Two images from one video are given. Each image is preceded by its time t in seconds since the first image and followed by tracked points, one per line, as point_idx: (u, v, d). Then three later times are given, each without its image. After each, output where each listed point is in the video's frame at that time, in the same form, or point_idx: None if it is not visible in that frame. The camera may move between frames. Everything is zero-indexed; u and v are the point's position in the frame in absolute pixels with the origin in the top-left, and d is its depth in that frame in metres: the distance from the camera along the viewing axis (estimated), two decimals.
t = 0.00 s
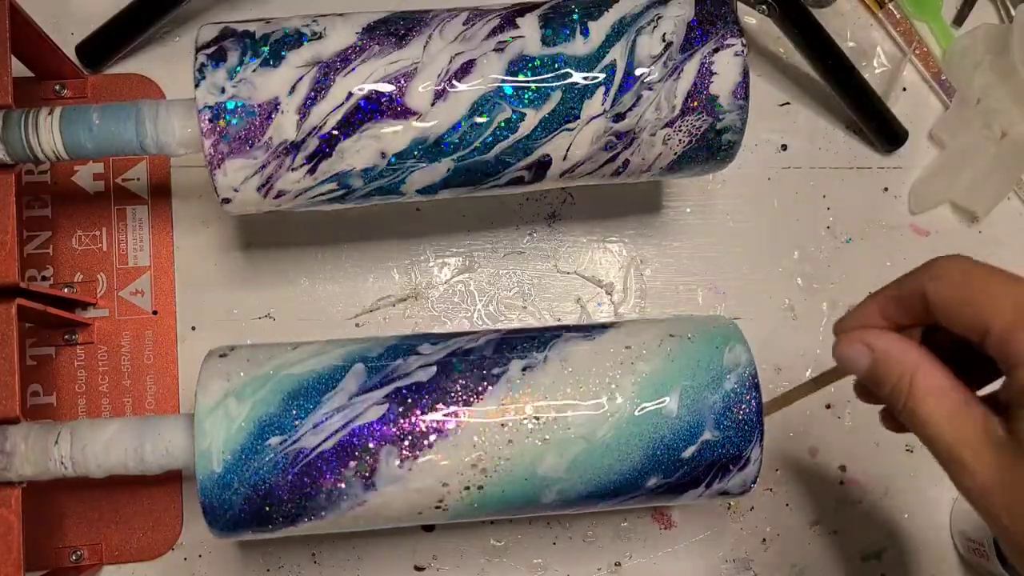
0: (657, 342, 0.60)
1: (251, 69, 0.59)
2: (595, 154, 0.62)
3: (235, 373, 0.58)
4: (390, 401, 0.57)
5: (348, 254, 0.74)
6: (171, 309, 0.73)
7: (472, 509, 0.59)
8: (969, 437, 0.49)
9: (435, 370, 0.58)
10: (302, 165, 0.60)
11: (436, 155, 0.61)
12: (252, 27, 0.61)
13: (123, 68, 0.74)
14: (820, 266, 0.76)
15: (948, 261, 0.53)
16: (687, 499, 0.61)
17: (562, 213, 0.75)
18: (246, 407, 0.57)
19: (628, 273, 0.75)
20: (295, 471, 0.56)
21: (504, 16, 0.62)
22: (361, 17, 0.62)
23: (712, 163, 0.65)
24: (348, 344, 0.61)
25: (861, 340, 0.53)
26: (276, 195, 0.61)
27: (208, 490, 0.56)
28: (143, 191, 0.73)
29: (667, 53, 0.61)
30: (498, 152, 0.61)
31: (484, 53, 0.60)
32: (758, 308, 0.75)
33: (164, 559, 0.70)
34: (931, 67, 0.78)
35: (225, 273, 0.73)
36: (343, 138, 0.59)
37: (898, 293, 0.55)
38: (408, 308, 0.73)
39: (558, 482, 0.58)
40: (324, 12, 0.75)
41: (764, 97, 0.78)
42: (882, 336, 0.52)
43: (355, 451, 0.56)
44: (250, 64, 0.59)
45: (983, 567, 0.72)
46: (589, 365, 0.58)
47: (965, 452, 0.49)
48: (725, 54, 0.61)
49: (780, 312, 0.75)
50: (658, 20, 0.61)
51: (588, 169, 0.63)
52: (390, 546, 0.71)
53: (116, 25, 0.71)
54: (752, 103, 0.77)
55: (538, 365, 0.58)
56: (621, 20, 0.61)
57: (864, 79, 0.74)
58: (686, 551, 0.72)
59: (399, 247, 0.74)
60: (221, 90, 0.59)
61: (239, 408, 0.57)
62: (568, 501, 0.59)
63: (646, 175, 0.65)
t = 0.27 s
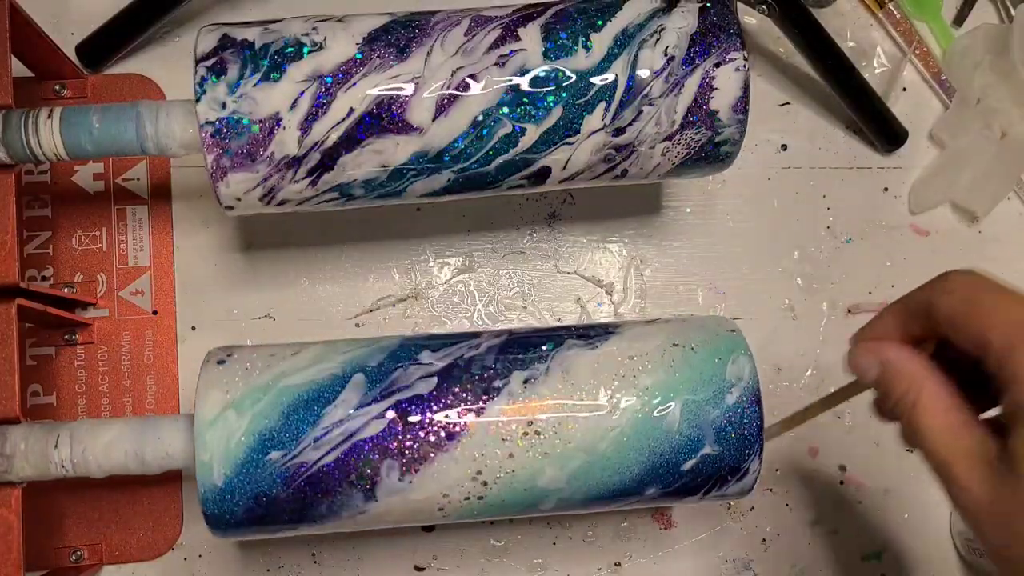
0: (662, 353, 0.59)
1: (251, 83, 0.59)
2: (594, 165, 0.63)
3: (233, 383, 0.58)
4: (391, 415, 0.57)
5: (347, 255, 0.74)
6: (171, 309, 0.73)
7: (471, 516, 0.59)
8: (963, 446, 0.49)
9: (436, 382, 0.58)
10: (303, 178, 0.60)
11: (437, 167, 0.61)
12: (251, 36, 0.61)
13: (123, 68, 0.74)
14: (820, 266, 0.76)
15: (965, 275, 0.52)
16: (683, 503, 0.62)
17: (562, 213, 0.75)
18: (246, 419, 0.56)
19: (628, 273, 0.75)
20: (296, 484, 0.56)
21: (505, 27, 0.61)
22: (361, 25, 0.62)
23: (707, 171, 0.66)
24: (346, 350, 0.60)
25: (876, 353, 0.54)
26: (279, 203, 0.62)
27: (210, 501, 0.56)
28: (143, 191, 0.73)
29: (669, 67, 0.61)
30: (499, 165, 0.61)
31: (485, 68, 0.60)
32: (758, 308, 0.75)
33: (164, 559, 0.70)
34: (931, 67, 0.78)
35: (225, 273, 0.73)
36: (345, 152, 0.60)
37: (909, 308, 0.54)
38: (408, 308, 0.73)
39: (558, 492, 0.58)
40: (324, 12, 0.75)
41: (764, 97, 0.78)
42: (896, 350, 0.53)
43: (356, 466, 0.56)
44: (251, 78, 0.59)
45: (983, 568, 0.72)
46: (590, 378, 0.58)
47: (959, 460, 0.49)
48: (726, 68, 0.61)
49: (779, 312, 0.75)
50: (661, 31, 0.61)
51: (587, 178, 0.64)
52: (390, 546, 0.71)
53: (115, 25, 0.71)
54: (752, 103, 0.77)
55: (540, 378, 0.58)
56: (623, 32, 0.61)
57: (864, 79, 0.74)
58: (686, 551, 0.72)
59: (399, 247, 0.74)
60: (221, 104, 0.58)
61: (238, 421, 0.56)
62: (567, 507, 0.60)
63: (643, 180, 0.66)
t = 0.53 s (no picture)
0: (664, 364, 0.59)
1: (252, 99, 0.58)
2: (593, 174, 0.64)
3: (232, 395, 0.57)
4: (392, 431, 0.57)
5: (347, 255, 0.74)
6: (171, 309, 0.73)
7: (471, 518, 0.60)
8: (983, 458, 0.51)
9: (437, 396, 0.57)
10: (306, 190, 0.61)
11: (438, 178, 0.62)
12: (250, 45, 0.60)
13: (123, 68, 0.74)
14: (820, 266, 0.76)
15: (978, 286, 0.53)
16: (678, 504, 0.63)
17: (562, 213, 0.75)
18: (246, 435, 0.56)
19: (628, 273, 0.75)
20: (298, 497, 0.57)
21: (507, 38, 0.61)
22: (361, 34, 0.61)
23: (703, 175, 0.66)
24: (345, 358, 0.59)
25: (893, 359, 0.55)
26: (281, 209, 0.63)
27: (212, 511, 0.57)
28: (143, 191, 0.73)
29: (670, 83, 0.61)
30: (499, 176, 0.62)
31: (487, 83, 0.60)
32: (758, 308, 0.75)
33: (164, 559, 0.70)
34: (931, 67, 0.78)
35: (225, 273, 0.73)
36: (347, 166, 0.60)
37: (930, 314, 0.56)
38: (408, 308, 0.73)
39: (557, 500, 0.59)
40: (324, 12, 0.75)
41: (764, 97, 0.78)
42: (909, 355, 0.54)
43: (358, 480, 0.57)
44: (252, 92, 0.58)
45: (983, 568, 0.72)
46: (591, 392, 0.58)
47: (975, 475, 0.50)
48: (727, 84, 0.61)
49: (780, 312, 0.75)
50: (662, 45, 0.61)
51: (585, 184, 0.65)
52: (390, 545, 0.71)
53: (116, 25, 0.71)
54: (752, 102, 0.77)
55: (542, 393, 0.58)
56: (625, 45, 0.61)
57: (864, 79, 0.74)
58: (686, 551, 0.72)
59: (398, 247, 0.74)
60: (223, 120, 0.58)
61: (238, 435, 0.56)
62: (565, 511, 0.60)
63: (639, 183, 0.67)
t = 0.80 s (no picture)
0: (665, 376, 0.58)
1: (254, 114, 0.58)
2: (591, 182, 0.64)
3: (233, 407, 0.57)
4: (393, 445, 0.57)
5: (347, 256, 0.74)
6: (171, 309, 0.73)
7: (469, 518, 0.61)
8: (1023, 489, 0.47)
9: (438, 408, 0.57)
10: (307, 200, 0.62)
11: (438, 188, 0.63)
12: (251, 57, 0.59)
13: (123, 68, 0.74)
14: (820, 265, 0.76)
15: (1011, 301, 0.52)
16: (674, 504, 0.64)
17: (561, 213, 0.75)
18: (246, 448, 0.56)
19: (628, 273, 0.75)
20: (298, 507, 0.57)
21: (509, 51, 0.60)
22: (362, 45, 0.60)
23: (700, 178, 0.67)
24: (345, 367, 0.59)
25: (929, 371, 0.51)
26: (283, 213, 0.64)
27: (214, 520, 0.57)
28: (143, 191, 0.73)
29: (671, 99, 0.61)
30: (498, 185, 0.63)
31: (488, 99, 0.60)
32: (758, 308, 0.75)
33: (163, 559, 0.70)
34: (931, 67, 0.78)
35: (225, 273, 0.73)
36: (348, 179, 0.61)
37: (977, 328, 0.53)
38: (408, 308, 0.73)
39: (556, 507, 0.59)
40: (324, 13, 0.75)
41: (764, 97, 0.78)
42: (948, 370, 0.51)
43: (358, 491, 0.57)
44: (253, 108, 0.58)
45: (982, 568, 0.72)
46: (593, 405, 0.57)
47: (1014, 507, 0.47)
48: (728, 99, 0.61)
49: (780, 312, 0.75)
50: (665, 59, 0.61)
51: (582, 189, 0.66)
52: (390, 545, 0.71)
53: (116, 25, 0.71)
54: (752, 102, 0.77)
55: (543, 406, 0.57)
56: (627, 59, 0.60)
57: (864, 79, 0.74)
58: (686, 551, 0.72)
59: (398, 247, 0.74)
60: (225, 135, 0.58)
61: (238, 449, 0.56)
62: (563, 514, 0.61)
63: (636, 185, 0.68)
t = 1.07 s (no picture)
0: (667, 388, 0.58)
1: (255, 129, 0.58)
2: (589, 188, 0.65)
3: (233, 419, 0.56)
4: (393, 457, 0.57)
5: (346, 256, 0.74)
6: (171, 309, 0.73)
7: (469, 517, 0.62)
8: (971, 497, 0.51)
9: (438, 421, 0.57)
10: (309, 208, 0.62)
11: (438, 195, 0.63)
12: (251, 70, 0.59)
13: (123, 68, 0.74)
14: (820, 265, 0.76)
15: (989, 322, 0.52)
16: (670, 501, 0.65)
17: (561, 213, 0.75)
18: (247, 461, 0.56)
19: (628, 273, 0.75)
20: (300, 514, 0.58)
21: (511, 64, 0.60)
22: (363, 56, 0.60)
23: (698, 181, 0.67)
24: (345, 376, 0.58)
25: (889, 396, 0.55)
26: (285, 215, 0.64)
27: (216, 526, 0.58)
28: (143, 191, 0.73)
29: (671, 114, 0.61)
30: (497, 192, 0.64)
31: (488, 115, 0.60)
32: (758, 308, 0.75)
33: (163, 559, 0.70)
34: (931, 67, 0.77)
35: (225, 273, 0.73)
36: (349, 190, 0.61)
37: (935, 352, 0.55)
38: (408, 308, 0.73)
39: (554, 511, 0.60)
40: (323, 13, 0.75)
41: (764, 97, 0.78)
42: (910, 394, 0.55)
43: (359, 500, 0.57)
44: (254, 124, 0.58)
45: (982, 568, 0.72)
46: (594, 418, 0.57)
47: (966, 513, 0.51)
48: (728, 113, 0.62)
49: (779, 312, 0.75)
50: (666, 74, 0.61)
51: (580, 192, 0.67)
52: (390, 545, 0.71)
53: (115, 25, 0.71)
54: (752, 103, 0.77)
55: (544, 419, 0.57)
56: (629, 73, 0.60)
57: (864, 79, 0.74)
58: (687, 551, 0.72)
59: (398, 247, 0.74)
60: (227, 150, 0.58)
61: (239, 461, 0.56)
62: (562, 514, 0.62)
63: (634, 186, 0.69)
